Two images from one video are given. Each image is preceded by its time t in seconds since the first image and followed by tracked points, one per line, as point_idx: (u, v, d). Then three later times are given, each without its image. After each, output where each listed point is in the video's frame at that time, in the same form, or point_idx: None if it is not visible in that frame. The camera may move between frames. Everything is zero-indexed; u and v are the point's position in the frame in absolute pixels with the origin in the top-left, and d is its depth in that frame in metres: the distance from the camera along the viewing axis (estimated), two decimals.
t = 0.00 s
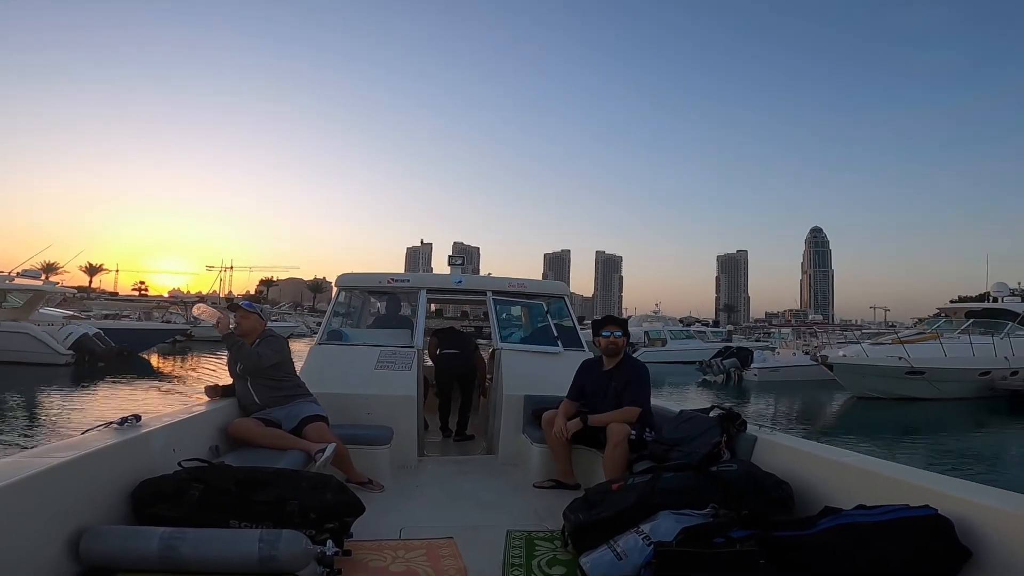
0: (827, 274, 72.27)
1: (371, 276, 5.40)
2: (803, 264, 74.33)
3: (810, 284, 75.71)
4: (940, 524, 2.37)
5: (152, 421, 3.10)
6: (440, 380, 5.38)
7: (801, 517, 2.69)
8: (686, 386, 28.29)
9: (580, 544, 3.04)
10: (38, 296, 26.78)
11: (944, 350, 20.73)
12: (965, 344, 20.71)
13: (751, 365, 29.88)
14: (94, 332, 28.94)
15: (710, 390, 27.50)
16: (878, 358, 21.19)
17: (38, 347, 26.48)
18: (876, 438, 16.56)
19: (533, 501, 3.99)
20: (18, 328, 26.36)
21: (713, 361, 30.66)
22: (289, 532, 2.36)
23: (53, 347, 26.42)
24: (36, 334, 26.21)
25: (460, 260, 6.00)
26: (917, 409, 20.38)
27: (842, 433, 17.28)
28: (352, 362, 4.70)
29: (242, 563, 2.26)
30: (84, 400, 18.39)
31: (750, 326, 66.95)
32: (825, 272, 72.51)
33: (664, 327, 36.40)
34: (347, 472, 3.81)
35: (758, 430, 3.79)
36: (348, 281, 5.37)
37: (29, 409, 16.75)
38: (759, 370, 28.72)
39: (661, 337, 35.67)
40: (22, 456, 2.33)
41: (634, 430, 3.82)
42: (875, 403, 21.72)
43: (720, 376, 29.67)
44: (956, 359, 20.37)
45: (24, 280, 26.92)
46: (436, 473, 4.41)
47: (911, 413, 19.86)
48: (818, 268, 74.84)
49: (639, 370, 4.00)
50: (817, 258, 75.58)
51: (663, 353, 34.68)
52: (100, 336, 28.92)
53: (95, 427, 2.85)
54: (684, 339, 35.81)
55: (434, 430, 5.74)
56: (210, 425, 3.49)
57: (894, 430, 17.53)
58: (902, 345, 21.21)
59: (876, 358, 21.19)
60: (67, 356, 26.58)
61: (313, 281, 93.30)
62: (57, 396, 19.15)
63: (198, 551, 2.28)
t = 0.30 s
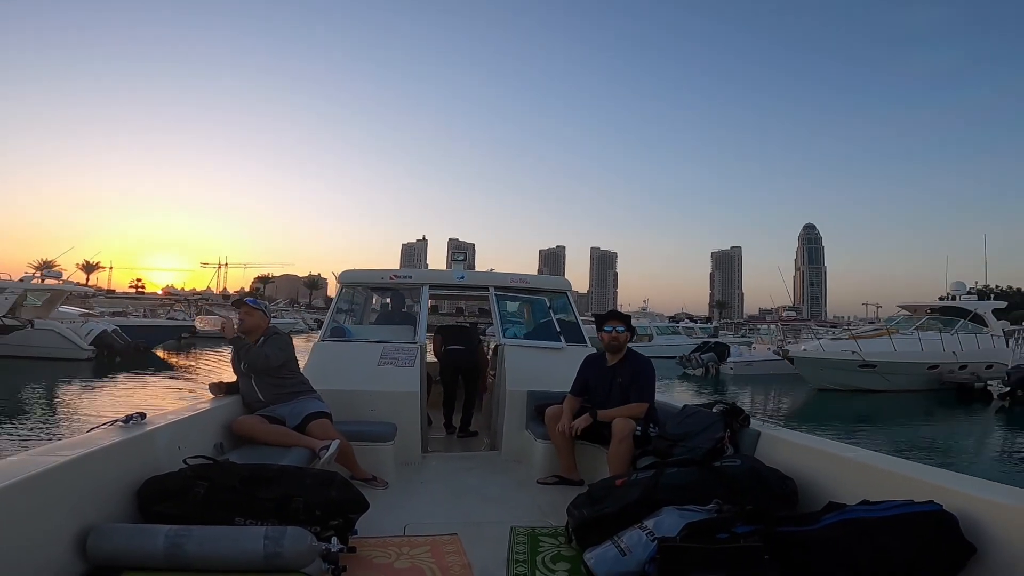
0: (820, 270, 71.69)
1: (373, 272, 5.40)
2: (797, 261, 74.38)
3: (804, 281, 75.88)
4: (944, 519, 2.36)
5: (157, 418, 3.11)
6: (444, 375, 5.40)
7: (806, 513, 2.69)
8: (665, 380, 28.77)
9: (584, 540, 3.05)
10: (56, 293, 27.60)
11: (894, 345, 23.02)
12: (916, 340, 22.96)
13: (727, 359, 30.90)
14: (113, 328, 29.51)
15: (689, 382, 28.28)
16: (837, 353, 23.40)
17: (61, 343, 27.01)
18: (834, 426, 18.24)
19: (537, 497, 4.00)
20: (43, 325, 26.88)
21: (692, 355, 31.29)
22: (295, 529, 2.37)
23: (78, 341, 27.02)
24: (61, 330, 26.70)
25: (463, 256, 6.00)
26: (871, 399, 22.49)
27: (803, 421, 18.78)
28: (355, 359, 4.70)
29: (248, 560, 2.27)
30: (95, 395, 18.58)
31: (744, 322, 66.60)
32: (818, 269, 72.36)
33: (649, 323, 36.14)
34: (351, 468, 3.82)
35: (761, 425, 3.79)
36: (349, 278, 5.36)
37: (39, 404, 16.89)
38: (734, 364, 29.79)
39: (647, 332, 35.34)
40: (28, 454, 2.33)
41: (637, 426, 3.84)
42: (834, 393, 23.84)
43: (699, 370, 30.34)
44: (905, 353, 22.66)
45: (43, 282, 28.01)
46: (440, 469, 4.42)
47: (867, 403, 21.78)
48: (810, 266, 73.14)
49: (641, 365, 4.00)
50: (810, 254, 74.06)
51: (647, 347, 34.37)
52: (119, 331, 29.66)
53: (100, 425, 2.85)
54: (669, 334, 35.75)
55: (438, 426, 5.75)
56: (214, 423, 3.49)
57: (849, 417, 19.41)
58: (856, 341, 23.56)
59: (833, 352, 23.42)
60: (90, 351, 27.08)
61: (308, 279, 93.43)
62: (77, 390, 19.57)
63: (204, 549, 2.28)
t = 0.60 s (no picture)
0: (817, 273, 71.44)
1: (379, 273, 5.41)
2: (795, 264, 74.10)
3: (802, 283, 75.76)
4: (955, 520, 2.35)
5: (166, 420, 3.12)
6: (449, 376, 5.40)
7: (814, 514, 2.68)
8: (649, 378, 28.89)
9: (590, 541, 3.04)
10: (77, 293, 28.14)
11: (857, 346, 23.91)
12: (877, 342, 23.97)
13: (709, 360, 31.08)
14: (135, 329, 30.84)
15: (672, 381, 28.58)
16: (803, 354, 24.05)
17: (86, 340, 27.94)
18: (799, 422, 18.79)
19: (543, 498, 4.00)
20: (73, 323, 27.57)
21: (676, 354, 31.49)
22: (302, 531, 2.37)
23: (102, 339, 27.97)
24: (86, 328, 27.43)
25: (469, 258, 6.01)
26: (838, 397, 23.15)
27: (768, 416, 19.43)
28: (361, 360, 4.70)
29: (256, 562, 2.27)
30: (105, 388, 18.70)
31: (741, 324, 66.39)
32: (815, 273, 71.94)
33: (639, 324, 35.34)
34: (357, 469, 3.82)
35: (769, 427, 3.77)
36: (355, 279, 5.38)
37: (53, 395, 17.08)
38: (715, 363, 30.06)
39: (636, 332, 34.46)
40: (38, 456, 2.34)
41: (645, 427, 3.82)
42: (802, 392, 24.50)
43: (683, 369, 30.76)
44: (868, 354, 23.54)
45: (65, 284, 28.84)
46: (445, 470, 4.42)
47: (833, 402, 22.41)
48: (808, 269, 72.87)
49: (644, 366, 4.00)
50: (808, 257, 73.35)
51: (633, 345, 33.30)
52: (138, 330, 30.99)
53: (110, 426, 2.86)
54: (659, 335, 35.12)
55: (443, 427, 5.75)
56: (222, 424, 3.49)
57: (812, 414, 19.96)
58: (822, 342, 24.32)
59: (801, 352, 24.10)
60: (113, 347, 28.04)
61: (307, 278, 93.43)
62: (102, 382, 20.13)
63: (213, 550, 2.28)
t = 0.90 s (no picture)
0: (811, 277, 72.04)
1: (382, 277, 5.41)
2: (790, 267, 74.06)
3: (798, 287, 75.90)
4: (961, 525, 2.34)
5: (171, 422, 3.12)
6: (452, 380, 5.40)
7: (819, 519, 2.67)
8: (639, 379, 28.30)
9: (593, 546, 3.03)
10: (95, 296, 28.21)
11: (821, 348, 25.06)
12: (840, 344, 25.18)
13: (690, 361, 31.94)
14: (148, 329, 33.12)
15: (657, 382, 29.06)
16: (770, 355, 25.15)
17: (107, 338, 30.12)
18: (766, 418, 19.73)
19: (546, 502, 3.99)
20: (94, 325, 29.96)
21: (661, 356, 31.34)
22: (306, 534, 2.36)
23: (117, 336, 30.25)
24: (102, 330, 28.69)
25: (472, 261, 6.00)
26: (803, 397, 24.25)
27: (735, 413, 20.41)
28: (365, 364, 4.70)
29: (260, 564, 2.26)
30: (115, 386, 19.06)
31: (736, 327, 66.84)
32: (809, 275, 71.99)
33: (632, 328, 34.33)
34: (361, 472, 3.81)
35: (774, 431, 3.76)
36: (358, 283, 5.37)
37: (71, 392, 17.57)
38: (695, 364, 30.92)
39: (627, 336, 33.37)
40: (43, 458, 2.34)
41: (649, 432, 3.81)
42: (771, 391, 25.56)
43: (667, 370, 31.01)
44: (831, 355, 24.68)
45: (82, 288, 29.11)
46: (449, 474, 4.42)
47: (799, 401, 23.46)
48: (803, 273, 73.51)
49: (647, 370, 4.00)
50: (802, 261, 74.06)
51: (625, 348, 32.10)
52: (152, 331, 33.00)
53: (114, 428, 2.86)
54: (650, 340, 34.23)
55: (447, 431, 5.75)
56: (226, 427, 3.50)
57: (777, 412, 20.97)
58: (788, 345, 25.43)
59: (769, 353, 25.14)
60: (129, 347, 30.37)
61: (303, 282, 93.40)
62: (116, 380, 20.61)
63: (217, 552, 2.28)
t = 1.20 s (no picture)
0: (797, 277, 73.08)
1: (379, 277, 5.41)
2: (776, 268, 74.82)
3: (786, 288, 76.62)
4: (957, 527, 2.35)
5: (168, 423, 3.11)
6: (450, 381, 5.39)
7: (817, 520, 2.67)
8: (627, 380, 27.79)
9: (591, 547, 3.04)
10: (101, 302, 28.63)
11: (783, 346, 26.50)
12: (799, 343, 26.65)
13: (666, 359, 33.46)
14: (150, 330, 33.65)
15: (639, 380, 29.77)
16: (734, 353, 26.56)
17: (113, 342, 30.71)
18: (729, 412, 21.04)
19: (544, 503, 3.99)
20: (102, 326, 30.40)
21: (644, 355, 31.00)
22: (304, 534, 2.36)
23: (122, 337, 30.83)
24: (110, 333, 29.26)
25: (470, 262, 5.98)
26: (766, 392, 25.66)
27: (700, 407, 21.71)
28: (363, 364, 4.70)
29: (258, 565, 2.26)
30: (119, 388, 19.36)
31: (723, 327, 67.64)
32: (795, 275, 72.82)
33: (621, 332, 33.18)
34: (358, 473, 3.81)
35: (771, 433, 3.76)
36: (356, 284, 5.36)
37: (81, 391, 17.83)
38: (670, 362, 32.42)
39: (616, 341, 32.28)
40: (39, 459, 2.33)
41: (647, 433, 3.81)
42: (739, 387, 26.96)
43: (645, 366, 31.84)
44: (792, 353, 26.11)
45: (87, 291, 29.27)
46: (446, 475, 4.42)
47: (762, 396, 24.84)
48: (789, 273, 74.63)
49: (644, 371, 4.01)
50: (788, 261, 75.22)
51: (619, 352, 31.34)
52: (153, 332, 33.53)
53: (111, 429, 2.85)
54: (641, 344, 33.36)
55: (445, 432, 5.75)
56: (224, 428, 3.49)
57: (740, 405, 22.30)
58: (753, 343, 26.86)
59: (736, 351, 26.52)
60: (135, 348, 30.92)
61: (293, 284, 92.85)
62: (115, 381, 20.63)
63: (214, 553, 2.28)
